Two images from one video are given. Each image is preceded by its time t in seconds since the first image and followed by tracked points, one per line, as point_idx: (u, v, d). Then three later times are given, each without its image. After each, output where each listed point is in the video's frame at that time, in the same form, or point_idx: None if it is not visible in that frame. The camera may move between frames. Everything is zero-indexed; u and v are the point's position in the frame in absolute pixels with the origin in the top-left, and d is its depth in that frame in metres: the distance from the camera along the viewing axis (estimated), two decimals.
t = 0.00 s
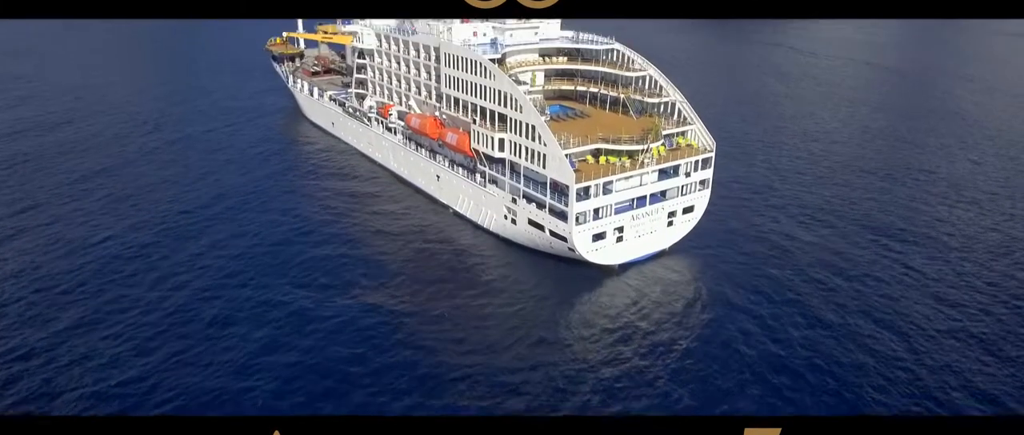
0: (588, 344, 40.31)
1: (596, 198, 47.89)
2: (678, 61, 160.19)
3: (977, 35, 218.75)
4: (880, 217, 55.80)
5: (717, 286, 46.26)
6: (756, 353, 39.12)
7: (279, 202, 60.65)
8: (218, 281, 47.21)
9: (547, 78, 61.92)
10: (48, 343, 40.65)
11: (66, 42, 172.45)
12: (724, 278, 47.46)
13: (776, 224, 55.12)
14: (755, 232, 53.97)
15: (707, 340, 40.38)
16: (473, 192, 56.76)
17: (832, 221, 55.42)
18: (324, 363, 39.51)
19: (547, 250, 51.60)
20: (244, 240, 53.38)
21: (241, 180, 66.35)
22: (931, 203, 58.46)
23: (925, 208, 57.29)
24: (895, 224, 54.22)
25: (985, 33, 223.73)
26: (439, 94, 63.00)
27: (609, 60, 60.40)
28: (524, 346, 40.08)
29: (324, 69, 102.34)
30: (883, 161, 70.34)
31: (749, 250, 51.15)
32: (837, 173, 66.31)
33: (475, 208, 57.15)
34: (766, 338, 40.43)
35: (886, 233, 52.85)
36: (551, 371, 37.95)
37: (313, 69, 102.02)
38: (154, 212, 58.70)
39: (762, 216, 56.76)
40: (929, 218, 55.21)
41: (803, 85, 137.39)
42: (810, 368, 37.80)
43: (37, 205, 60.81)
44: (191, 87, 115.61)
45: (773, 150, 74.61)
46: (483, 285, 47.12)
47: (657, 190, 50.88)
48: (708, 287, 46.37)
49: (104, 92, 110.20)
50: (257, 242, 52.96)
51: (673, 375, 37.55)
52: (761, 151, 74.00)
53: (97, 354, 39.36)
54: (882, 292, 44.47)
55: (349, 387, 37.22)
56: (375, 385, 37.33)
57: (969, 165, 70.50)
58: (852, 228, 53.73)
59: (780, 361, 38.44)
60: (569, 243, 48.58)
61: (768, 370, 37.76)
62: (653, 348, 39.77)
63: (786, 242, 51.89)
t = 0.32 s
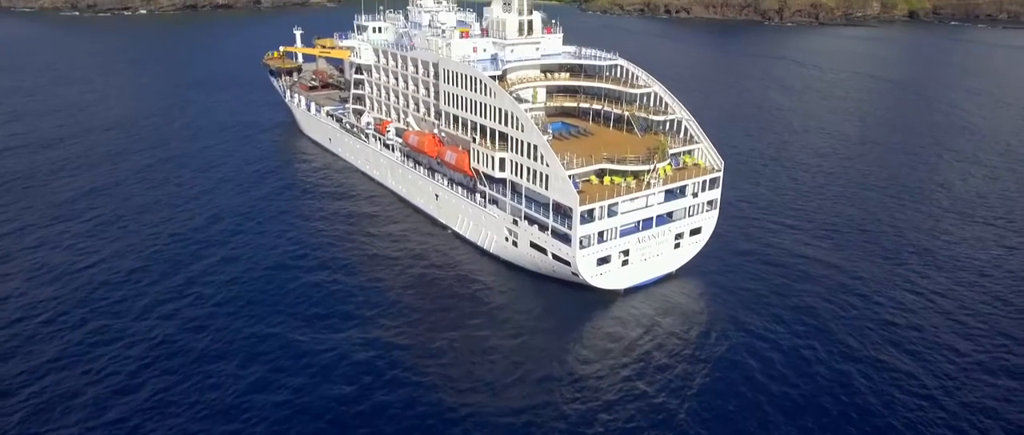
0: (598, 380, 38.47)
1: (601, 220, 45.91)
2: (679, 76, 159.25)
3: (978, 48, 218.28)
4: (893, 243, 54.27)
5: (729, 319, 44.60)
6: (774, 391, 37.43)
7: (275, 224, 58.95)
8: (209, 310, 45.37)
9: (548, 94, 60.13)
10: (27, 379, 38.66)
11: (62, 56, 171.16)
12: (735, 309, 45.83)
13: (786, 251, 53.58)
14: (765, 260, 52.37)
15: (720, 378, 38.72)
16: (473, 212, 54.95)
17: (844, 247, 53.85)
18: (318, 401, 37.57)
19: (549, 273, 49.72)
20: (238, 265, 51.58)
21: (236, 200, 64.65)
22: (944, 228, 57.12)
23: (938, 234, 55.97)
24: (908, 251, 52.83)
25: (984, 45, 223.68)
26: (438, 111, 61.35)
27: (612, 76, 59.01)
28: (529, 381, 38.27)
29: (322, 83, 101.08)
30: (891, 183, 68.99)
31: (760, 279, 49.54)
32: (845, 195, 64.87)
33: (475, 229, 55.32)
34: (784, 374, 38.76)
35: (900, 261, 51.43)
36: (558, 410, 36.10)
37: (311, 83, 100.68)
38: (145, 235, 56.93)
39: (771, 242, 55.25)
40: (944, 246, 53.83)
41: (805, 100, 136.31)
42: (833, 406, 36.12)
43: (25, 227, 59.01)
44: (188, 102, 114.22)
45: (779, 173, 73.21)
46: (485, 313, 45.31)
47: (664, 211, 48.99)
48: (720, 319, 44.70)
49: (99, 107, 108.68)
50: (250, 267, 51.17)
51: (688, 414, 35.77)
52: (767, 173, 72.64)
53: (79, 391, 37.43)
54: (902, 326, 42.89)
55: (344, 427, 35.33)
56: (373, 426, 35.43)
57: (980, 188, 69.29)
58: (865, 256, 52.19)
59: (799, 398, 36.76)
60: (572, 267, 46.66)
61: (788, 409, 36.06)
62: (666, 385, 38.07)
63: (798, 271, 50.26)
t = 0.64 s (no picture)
0: (606, 417, 36.68)
1: (606, 244, 44.07)
2: (680, 89, 157.78)
3: (980, 60, 216.89)
4: (906, 269, 52.66)
5: (743, 348, 43.02)
6: (795, 429, 35.96)
7: (270, 246, 57.18)
8: (198, 340, 43.56)
9: (550, 110, 58.29)
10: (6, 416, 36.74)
11: (58, 69, 169.64)
12: (747, 338, 44.07)
13: (797, 276, 51.89)
14: (775, 285, 50.65)
15: (736, 416, 37.01)
16: (473, 233, 53.15)
17: (857, 272, 52.21)
18: None
19: (552, 298, 47.92)
20: (230, 290, 49.78)
21: (231, 221, 62.90)
22: (957, 253, 55.54)
23: (952, 259, 54.38)
24: (923, 278, 51.20)
25: (984, 57, 223.06)
26: (436, 128, 59.61)
27: (616, 92, 57.40)
28: (534, 418, 36.50)
29: (319, 97, 99.57)
30: (901, 204, 67.47)
31: (771, 306, 47.79)
32: (855, 216, 63.29)
33: (475, 249, 53.51)
34: (804, 410, 37.35)
35: (915, 288, 49.78)
36: None
37: (308, 97, 99.17)
38: (135, 258, 55.15)
39: (781, 265, 53.63)
40: (959, 272, 52.22)
41: (808, 113, 134.85)
42: None
43: (12, 249, 57.18)
44: (183, 116, 112.64)
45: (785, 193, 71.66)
46: (486, 342, 43.54)
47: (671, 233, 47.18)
48: (732, 349, 42.96)
49: (93, 122, 107.03)
50: (242, 293, 49.37)
51: None
52: (773, 193, 71.13)
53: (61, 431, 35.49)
54: (921, 361, 41.19)
55: None
56: None
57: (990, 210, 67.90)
58: (880, 281, 50.70)
59: None
60: (576, 293, 44.81)
61: None
62: (678, 423, 36.36)
63: (810, 298, 48.57)
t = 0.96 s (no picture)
0: None
1: (611, 269, 42.09)
2: (681, 101, 156.19)
3: (981, 71, 215.73)
4: (923, 298, 50.86)
5: (758, 378, 41.20)
6: None
7: (262, 271, 55.27)
8: (186, 373, 41.56)
9: (553, 127, 56.60)
10: None
11: (54, 82, 168.16)
12: (759, 369, 42.12)
13: (810, 303, 50.01)
14: (787, 312, 48.83)
15: None
16: (472, 255, 51.26)
17: (872, 300, 50.35)
18: None
19: (555, 324, 45.98)
20: (220, 318, 47.81)
21: (223, 242, 61.03)
22: (972, 282, 53.95)
23: (968, 286, 53.00)
24: (939, 308, 49.44)
25: (984, 68, 222.36)
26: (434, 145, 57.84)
27: (620, 109, 55.78)
28: None
29: (316, 111, 97.90)
30: (910, 229, 66.02)
31: (784, 335, 45.87)
32: (865, 241, 61.90)
33: (474, 272, 51.64)
34: None
35: (933, 315, 48.14)
36: None
37: (305, 112, 97.54)
38: (124, 282, 53.25)
39: (793, 289, 51.84)
40: (977, 300, 50.68)
41: (810, 127, 133.38)
42: None
43: None
44: (179, 130, 111.02)
45: (791, 216, 70.14)
46: (487, 374, 41.57)
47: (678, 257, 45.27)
48: (745, 381, 40.99)
49: (87, 136, 105.34)
50: (234, 321, 47.43)
51: None
52: (780, 216, 69.60)
53: None
54: (944, 398, 39.25)
55: None
56: None
57: (1001, 234, 66.49)
58: (897, 307, 49.13)
59: None
60: (580, 320, 42.85)
61: None
62: None
63: (824, 325, 46.74)
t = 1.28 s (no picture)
0: None
1: (617, 295, 40.08)
2: (683, 114, 154.88)
3: (983, 83, 214.18)
4: (939, 327, 49.03)
5: (772, 413, 39.52)
6: None
7: (255, 295, 53.42)
8: (172, 408, 39.64)
9: (554, 145, 54.89)
10: None
11: (51, 95, 166.77)
12: (772, 403, 40.43)
13: (822, 332, 48.18)
14: (799, 341, 46.97)
15: None
16: (472, 277, 49.43)
17: (887, 330, 48.49)
18: None
19: (557, 351, 43.99)
20: (209, 347, 45.91)
21: (215, 264, 59.21)
22: (988, 307, 52.51)
23: (985, 312, 51.60)
24: (957, 338, 47.55)
25: (984, 79, 221.70)
26: (432, 163, 56.06)
27: (624, 126, 54.03)
28: None
29: (313, 126, 96.24)
30: (922, 251, 64.19)
31: (797, 367, 44.00)
32: (875, 263, 60.29)
33: (474, 295, 49.79)
34: None
35: (952, 343, 46.75)
36: None
37: (301, 127, 95.81)
38: (111, 308, 51.36)
39: (806, 316, 50.11)
40: (996, 326, 49.31)
41: (814, 140, 131.72)
42: None
43: None
44: (174, 145, 109.37)
45: (799, 236, 68.34)
46: (489, 409, 39.74)
47: (685, 281, 43.39)
48: (757, 419, 39.10)
49: (82, 152, 103.65)
50: (223, 351, 45.51)
51: None
52: (788, 236, 67.79)
53: None
54: None
55: None
56: None
57: (1015, 255, 64.65)
58: (914, 336, 47.62)
59: None
60: (584, 349, 40.87)
61: None
62: None
63: (840, 356, 45.08)
